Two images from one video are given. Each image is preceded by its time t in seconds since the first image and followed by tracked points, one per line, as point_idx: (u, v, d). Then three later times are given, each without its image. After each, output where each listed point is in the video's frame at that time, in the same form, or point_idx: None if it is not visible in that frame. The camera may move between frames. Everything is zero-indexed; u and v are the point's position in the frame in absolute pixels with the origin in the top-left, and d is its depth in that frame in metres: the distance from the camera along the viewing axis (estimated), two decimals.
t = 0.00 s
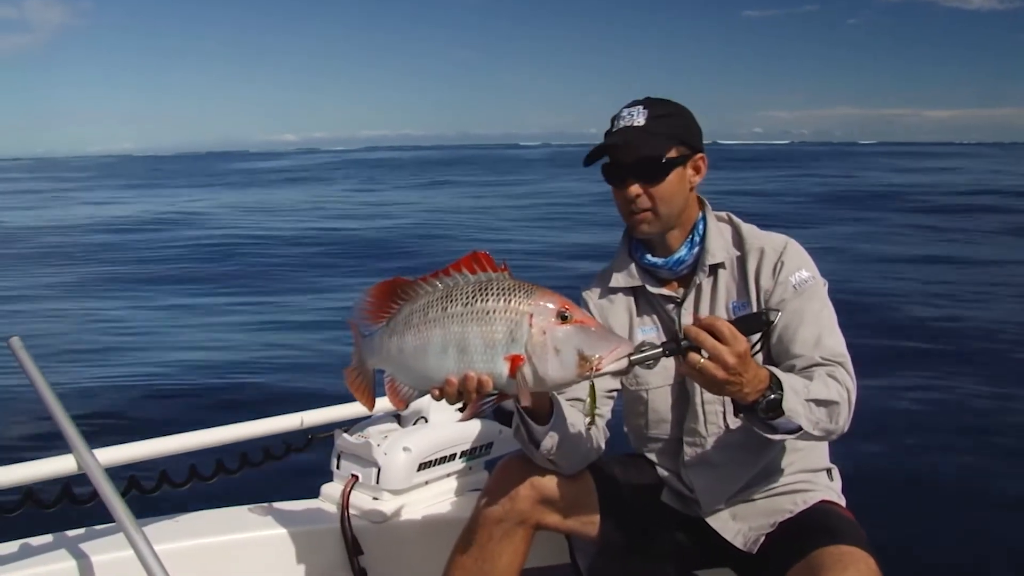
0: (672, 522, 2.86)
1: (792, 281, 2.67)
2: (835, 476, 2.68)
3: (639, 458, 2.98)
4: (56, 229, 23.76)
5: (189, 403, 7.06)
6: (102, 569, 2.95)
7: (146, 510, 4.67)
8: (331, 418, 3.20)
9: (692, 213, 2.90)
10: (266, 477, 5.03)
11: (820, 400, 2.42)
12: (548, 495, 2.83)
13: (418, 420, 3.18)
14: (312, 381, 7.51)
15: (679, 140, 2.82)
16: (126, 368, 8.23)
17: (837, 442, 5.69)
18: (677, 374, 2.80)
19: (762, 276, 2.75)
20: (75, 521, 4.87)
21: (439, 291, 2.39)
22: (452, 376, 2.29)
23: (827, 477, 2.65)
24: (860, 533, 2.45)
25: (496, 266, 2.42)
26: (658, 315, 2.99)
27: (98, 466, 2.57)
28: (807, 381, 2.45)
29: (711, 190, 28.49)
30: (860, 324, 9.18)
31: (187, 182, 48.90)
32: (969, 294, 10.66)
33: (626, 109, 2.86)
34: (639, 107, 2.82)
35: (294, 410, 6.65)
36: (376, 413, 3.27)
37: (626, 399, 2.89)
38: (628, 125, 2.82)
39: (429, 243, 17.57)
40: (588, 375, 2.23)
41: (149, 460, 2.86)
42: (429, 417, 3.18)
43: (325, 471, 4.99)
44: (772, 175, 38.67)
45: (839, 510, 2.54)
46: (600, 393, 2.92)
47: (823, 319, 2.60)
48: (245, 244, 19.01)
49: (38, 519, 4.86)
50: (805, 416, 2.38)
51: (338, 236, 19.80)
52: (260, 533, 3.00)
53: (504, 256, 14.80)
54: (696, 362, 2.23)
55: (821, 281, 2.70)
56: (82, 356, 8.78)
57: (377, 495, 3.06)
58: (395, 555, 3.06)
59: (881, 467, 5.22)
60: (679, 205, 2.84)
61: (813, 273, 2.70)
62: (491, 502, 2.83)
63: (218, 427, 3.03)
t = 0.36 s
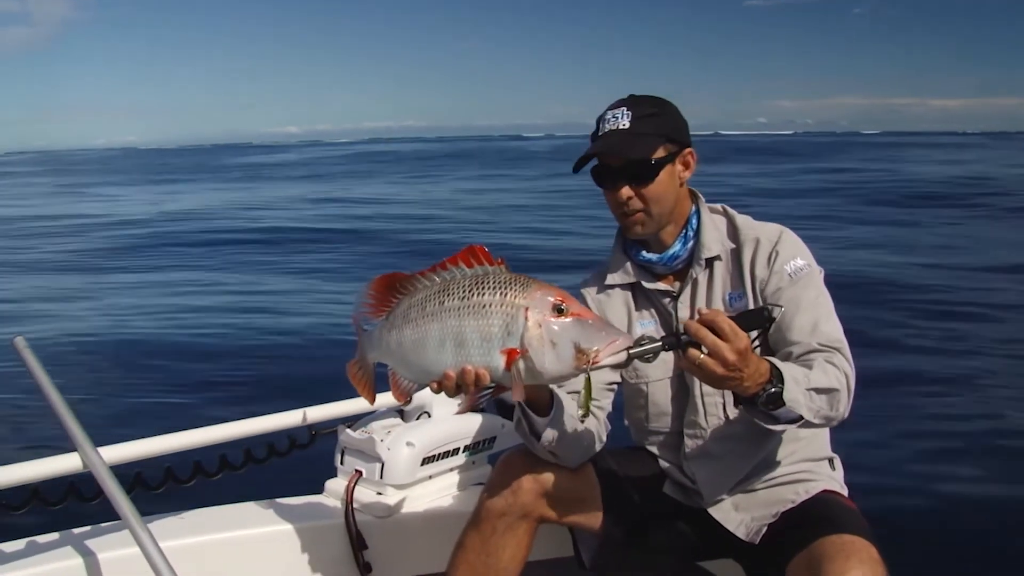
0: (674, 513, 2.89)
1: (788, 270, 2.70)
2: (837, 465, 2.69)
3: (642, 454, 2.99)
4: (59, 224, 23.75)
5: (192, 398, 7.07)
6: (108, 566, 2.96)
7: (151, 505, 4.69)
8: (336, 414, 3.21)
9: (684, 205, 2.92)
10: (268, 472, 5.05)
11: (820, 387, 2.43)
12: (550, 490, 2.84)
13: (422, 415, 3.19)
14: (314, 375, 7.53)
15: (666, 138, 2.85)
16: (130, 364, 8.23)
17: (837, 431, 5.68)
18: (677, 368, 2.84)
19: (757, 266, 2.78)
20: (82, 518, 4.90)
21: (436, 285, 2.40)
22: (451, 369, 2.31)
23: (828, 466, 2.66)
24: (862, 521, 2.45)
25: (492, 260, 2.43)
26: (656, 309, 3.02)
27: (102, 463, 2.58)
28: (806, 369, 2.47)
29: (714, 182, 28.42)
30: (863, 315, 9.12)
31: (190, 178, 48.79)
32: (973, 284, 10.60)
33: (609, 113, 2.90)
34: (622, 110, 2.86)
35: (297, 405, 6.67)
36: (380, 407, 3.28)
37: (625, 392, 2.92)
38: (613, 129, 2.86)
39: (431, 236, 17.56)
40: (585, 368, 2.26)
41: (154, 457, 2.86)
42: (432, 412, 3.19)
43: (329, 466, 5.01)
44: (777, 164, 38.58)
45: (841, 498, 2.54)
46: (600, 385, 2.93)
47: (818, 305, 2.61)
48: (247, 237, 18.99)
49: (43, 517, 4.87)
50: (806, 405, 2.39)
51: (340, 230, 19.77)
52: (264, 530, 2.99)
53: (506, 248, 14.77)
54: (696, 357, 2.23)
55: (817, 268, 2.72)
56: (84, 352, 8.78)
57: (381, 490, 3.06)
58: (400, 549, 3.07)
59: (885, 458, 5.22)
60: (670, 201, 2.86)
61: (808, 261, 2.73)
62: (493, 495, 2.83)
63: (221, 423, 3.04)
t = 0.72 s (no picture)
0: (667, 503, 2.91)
1: (777, 257, 2.78)
2: (830, 454, 2.71)
3: (634, 444, 3.02)
4: (46, 219, 23.57)
5: (187, 396, 7.07)
6: (103, 564, 2.96)
7: (146, 502, 4.70)
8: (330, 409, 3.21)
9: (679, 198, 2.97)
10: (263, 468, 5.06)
11: (814, 371, 2.46)
12: (544, 482, 2.87)
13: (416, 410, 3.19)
14: (308, 373, 7.54)
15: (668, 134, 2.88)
16: (124, 361, 8.22)
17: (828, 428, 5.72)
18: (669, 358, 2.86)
19: (746, 254, 2.86)
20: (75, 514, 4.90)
21: (425, 277, 2.41)
22: (442, 360, 2.32)
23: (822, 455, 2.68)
24: (854, 510, 2.47)
25: (480, 249, 2.44)
26: (648, 301, 3.08)
27: (96, 461, 2.58)
28: (800, 355, 2.50)
29: (706, 180, 28.42)
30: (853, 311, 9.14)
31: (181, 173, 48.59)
32: (963, 281, 10.64)
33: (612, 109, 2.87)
34: (628, 106, 2.84)
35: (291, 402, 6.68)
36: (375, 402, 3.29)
37: (618, 385, 2.94)
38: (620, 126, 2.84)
39: (425, 235, 17.56)
40: (575, 354, 2.24)
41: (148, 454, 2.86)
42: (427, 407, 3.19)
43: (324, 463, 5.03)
44: (768, 163, 38.68)
45: (834, 488, 2.56)
46: (592, 377, 2.95)
47: (807, 291, 2.69)
48: (236, 235, 18.91)
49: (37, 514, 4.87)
50: (800, 389, 2.41)
51: (331, 226, 19.71)
52: (259, 525, 2.99)
53: (499, 246, 14.77)
54: (687, 346, 2.24)
55: (805, 255, 2.82)
56: (74, 351, 8.74)
57: (376, 485, 3.06)
58: (396, 545, 3.09)
59: (878, 455, 5.23)
60: (672, 196, 2.92)
61: (796, 247, 2.81)
62: (487, 488, 2.84)
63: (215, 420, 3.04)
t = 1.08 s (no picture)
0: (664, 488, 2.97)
1: (773, 236, 2.86)
2: (831, 442, 2.75)
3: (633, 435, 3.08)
4: (42, 222, 23.47)
5: (183, 396, 7.05)
6: (93, 553, 2.93)
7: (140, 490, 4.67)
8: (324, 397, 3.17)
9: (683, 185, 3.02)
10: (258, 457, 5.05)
11: (806, 353, 2.54)
12: (540, 469, 2.86)
13: (415, 397, 3.17)
14: (304, 378, 7.54)
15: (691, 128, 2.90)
16: (120, 363, 8.20)
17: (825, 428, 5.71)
18: (665, 342, 2.91)
19: (742, 233, 2.92)
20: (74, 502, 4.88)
21: (407, 266, 2.38)
22: (437, 346, 2.29)
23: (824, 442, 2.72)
24: (856, 500, 2.50)
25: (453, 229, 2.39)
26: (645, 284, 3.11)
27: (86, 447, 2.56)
28: (793, 336, 2.57)
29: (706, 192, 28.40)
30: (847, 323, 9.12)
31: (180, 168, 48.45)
32: (961, 294, 10.64)
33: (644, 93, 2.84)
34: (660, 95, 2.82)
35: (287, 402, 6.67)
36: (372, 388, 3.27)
37: (615, 370, 2.99)
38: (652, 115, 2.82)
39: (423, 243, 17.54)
40: (567, 313, 2.22)
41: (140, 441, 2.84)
42: (425, 394, 3.16)
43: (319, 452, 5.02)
44: (767, 176, 38.70)
45: (834, 476, 2.60)
46: (589, 363, 2.94)
47: (802, 270, 2.77)
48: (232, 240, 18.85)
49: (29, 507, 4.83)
50: (792, 370, 2.49)
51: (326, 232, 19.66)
52: (253, 514, 2.96)
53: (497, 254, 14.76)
54: (680, 323, 2.29)
55: (800, 235, 2.89)
56: (68, 352, 8.69)
57: (373, 473, 3.03)
58: (393, 534, 3.07)
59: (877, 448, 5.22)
60: (681, 188, 2.96)
61: (792, 227, 2.89)
62: (484, 474, 2.84)
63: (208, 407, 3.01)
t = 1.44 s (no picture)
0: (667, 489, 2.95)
1: (777, 234, 2.83)
2: (837, 445, 2.74)
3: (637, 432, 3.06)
4: (46, 245, 23.54)
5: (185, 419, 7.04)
6: (87, 553, 2.91)
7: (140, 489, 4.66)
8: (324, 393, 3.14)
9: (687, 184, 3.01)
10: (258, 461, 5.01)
11: (804, 357, 2.51)
12: (541, 469, 2.85)
13: (417, 397, 3.15)
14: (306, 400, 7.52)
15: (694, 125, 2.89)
16: (122, 389, 8.21)
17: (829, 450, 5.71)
18: (667, 340, 2.90)
19: (746, 231, 2.90)
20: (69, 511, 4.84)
21: (403, 260, 2.36)
22: (435, 338, 2.26)
23: (830, 445, 2.71)
24: (863, 505, 2.48)
25: (449, 221, 2.38)
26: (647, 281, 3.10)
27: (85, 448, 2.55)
28: (792, 339, 2.53)
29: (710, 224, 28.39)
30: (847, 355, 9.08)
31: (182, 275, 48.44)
32: (966, 328, 10.61)
33: (645, 89, 2.84)
34: (663, 90, 2.82)
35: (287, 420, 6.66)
36: (374, 389, 3.25)
37: (617, 367, 2.98)
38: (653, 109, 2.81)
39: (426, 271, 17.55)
40: (563, 300, 2.22)
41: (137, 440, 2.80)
42: (427, 393, 3.15)
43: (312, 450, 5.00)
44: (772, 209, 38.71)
45: (840, 481, 2.59)
46: (591, 361, 2.95)
47: (805, 272, 2.73)
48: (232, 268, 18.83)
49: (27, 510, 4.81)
50: (788, 374, 2.47)
51: (326, 262, 19.64)
52: (250, 514, 2.93)
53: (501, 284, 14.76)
54: (677, 322, 2.26)
55: (805, 234, 2.86)
56: (64, 377, 8.65)
57: (374, 473, 3.00)
58: (392, 533, 3.04)
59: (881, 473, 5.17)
60: (683, 187, 2.95)
61: (797, 226, 2.86)
62: (485, 474, 2.82)
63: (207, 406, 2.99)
